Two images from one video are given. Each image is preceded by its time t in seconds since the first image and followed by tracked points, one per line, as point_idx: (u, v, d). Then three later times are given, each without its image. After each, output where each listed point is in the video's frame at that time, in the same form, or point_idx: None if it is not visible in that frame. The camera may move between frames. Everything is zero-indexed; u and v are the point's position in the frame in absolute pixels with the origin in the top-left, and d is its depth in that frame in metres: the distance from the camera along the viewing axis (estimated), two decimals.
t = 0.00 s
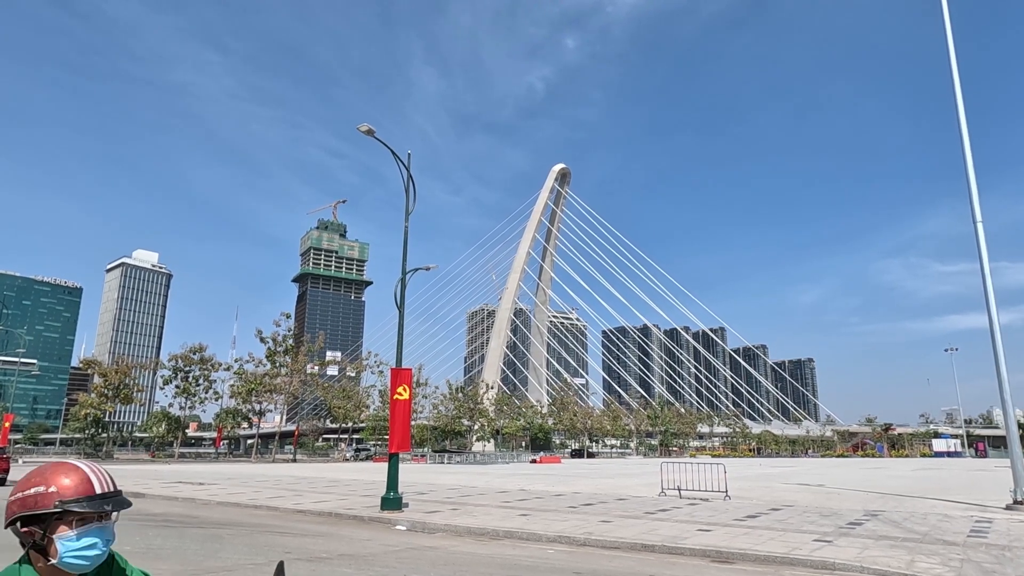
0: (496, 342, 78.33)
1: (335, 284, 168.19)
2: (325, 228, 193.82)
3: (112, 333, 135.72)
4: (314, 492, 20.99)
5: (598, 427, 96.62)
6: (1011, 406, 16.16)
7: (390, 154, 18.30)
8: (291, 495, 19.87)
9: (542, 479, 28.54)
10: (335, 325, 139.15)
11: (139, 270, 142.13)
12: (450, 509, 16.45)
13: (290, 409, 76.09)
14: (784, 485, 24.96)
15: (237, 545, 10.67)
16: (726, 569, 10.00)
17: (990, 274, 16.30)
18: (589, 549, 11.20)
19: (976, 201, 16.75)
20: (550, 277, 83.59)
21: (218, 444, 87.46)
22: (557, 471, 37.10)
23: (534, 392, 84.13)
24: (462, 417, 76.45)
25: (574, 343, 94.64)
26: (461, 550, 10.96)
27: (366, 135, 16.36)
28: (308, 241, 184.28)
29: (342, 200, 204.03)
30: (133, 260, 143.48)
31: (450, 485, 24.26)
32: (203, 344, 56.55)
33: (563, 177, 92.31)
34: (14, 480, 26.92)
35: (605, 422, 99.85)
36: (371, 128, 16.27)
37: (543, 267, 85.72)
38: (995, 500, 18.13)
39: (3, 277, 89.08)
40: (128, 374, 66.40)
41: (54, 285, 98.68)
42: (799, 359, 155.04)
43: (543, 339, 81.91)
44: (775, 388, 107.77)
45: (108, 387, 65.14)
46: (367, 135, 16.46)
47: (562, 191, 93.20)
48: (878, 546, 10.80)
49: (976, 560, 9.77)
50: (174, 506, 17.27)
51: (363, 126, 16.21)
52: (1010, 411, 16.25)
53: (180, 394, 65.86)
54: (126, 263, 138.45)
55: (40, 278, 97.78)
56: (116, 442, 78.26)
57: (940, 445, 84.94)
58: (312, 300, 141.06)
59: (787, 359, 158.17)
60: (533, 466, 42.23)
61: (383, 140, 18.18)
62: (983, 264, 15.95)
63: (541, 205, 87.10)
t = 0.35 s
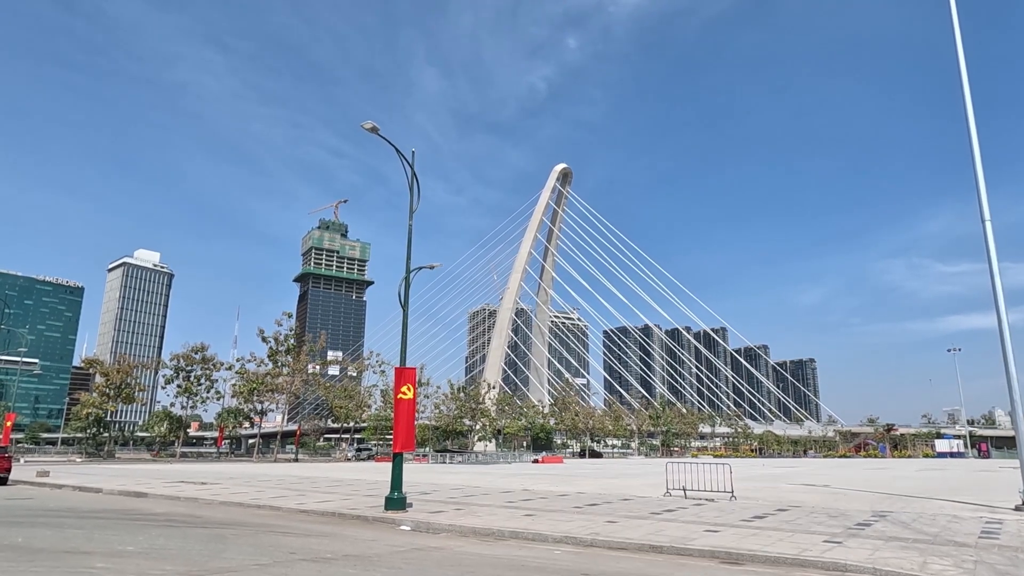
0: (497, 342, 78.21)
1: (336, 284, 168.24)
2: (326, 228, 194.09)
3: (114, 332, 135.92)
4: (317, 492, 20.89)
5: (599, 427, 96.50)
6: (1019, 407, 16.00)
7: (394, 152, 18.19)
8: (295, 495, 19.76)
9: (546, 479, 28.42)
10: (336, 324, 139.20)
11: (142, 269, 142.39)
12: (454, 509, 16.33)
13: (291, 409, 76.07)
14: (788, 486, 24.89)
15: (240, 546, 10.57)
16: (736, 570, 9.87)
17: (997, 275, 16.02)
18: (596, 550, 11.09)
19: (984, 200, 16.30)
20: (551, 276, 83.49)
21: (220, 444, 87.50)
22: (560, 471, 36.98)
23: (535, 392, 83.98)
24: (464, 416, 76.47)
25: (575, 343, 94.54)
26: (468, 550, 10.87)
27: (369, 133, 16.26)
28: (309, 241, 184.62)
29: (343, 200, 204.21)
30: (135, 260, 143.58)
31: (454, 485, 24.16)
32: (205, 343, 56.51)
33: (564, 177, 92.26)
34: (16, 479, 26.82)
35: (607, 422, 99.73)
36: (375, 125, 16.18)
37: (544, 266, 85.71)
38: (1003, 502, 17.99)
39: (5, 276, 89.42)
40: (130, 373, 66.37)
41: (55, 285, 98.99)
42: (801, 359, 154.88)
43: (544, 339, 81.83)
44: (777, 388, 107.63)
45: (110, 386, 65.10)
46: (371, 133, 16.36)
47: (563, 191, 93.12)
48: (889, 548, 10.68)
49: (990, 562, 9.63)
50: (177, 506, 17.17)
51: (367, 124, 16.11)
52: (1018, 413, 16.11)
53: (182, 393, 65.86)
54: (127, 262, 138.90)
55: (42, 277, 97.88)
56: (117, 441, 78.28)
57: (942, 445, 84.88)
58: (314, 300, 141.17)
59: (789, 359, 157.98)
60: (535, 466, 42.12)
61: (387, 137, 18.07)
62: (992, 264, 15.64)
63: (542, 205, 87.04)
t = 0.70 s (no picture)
0: (499, 341, 78.13)
1: (338, 284, 168.23)
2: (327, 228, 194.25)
3: (116, 331, 136.07)
4: (323, 491, 20.78)
5: (601, 426, 96.31)
6: None
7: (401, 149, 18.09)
8: (301, 495, 19.63)
9: (552, 478, 28.27)
10: (338, 324, 139.16)
11: (143, 269, 142.68)
12: (462, 509, 16.19)
13: (294, 408, 76.13)
14: (795, 485, 24.70)
15: (250, 545, 10.48)
16: (750, 570, 9.75)
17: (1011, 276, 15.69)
18: (608, 550, 10.99)
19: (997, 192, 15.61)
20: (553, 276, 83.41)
21: (222, 443, 87.64)
22: (565, 470, 36.80)
23: (537, 391, 83.82)
24: (467, 416, 76.54)
25: (577, 342, 94.50)
26: (478, 551, 10.83)
27: (377, 131, 16.19)
28: (311, 240, 184.76)
29: (346, 200, 204.79)
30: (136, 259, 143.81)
31: (460, 485, 24.01)
32: (208, 342, 56.42)
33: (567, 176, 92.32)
34: (21, 479, 26.70)
35: (609, 422, 99.63)
36: (383, 123, 16.11)
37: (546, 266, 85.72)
38: (1012, 502, 17.89)
39: (8, 275, 89.80)
40: (132, 372, 66.38)
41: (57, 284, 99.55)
42: (802, 359, 154.71)
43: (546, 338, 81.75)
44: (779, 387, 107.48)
45: (113, 385, 65.13)
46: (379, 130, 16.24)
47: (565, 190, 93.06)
48: (904, 548, 10.58)
49: (1008, 563, 9.53)
50: (182, 505, 17.06)
51: (374, 122, 16.00)
52: None
53: (185, 392, 65.87)
54: (129, 261, 138.94)
55: (44, 277, 98.15)
56: (120, 440, 78.35)
57: (946, 445, 84.58)
58: (316, 299, 141.20)
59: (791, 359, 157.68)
60: (539, 466, 41.95)
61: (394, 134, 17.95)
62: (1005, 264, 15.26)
63: (545, 204, 86.98)
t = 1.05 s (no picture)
0: (499, 341, 78.05)
1: (339, 284, 168.14)
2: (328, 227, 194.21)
3: (117, 330, 136.00)
4: (331, 491, 20.69)
5: (603, 425, 96.15)
6: None
7: (410, 148, 18.02)
8: (308, 495, 19.57)
9: (558, 478, 28.15)
10: (339, 323, 139.06)
11: (144, 268, 142.67)
12: (472, 509, 16.12)
13: (296, 407, 76.07)
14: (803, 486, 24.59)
15: (264, 546, 10.45)
16: (767, 571, 9.70)
17: None
18: (622, 551, 10.95)
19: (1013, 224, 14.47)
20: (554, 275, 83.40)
21: (224, 442, 87.59)
22: (570, 470, 36.67)
23: (539, 391, 83.74)
24: (468, 415, 76.52)
25: (579, 341, 94.38)
26: (493, 552, 10.79)
27: (387, 130, 16.14)
28: (312, 239, 184.66)
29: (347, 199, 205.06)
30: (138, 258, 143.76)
31: (467, 485, 23.89)
32: (210, 341, 56.42)
33: (568, 176, 92.37)
34: (26, 478, 26.64)
35: (611, 421, 99.49)
36: (392, 122, 16.04)
37: (548, 265, 85.67)
38: None
39: (9, 274, 89.94)
40: (135, 372, 66.42)
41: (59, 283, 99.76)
42: (803, 358, 154.53)
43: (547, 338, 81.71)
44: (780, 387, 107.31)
45: (116, 384, 65.19)
46: (388, 129, 16.18)
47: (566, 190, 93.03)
48: (922, 549, 10.51)
49: None
50: (190, 505, 17.02)
51: (384, 121, 15.96)
52: None
53: (187, 391, 65.84)
54: (130, 261, 138.70)
55: (45, 276, 98.28)
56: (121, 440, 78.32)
57: (948, 445, 84.41)
58: (317, 298, 141.13)
59: (792, 358, 157.35)
60: (543, 465, 41.88)
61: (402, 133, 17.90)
62: None
63: (546, 203, 86.93)
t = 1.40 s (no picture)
0: (500, 340, 77.91)
1: (339, 283, 168.05)
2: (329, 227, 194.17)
3: (117, 330, 135.88)
4: (337, 491, 20.57)
5: (604, 425, 95.96)
6: None
7: (416, 146, 17.86)
8: (313, 495, 19.47)
9: (563, 478, 28.04)
10: (340, 323, 138.89)
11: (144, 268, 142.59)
12: (479, 509, 16.02)
13: (297, 407, 75.94)
14: (810, 486, 24.42)
15: (275, 546, 10.37)
16: (782, 571, 9.61)
17: None
18: (635, 552, 10.84)
19: None
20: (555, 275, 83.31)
21: (225, 442, 87.52)
22: (573, 470, 36.55)
23: (539, 390, 83.63)
24: (470, 415, 76.41)
25: (579, 341, 94.30)
26: (504, 552, 10.71)
27: (393, 127, 15.98)
28: (312, 239, 184.50)
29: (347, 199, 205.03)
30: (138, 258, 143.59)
31: (472, 485, 23.76)
32: (211, 341, 56.25)
33: (567, 175, 92.18)
34: (29, 478, 26.55)
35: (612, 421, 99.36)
36: (399, 119, 15.89)
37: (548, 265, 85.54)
38: None
39: (10, 274, 89.96)
40: (136, 371, 66.41)
41: (59, 283, 99.79)
42: (804, 358, 154.37)
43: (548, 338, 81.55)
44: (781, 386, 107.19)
45: (117, 383, 65.09)
46: (395, 127, 16.06)
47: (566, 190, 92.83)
48: (937, 550, 10.42)
49: None
50: (195, 506, 16.93)
51: (391, 118, 15.80)
52: None
53: (188, 391, 65.69)
54: (130, 261, 138.60)
55: (45, 276, 98.25)
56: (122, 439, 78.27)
57: (950, 445, 84.18)
58: (317, 298, 140.97)
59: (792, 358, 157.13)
60: (546, 465, 41.72)
61: (410, 132, 17.81)
62: None
63: (545, 203, 86.75)
